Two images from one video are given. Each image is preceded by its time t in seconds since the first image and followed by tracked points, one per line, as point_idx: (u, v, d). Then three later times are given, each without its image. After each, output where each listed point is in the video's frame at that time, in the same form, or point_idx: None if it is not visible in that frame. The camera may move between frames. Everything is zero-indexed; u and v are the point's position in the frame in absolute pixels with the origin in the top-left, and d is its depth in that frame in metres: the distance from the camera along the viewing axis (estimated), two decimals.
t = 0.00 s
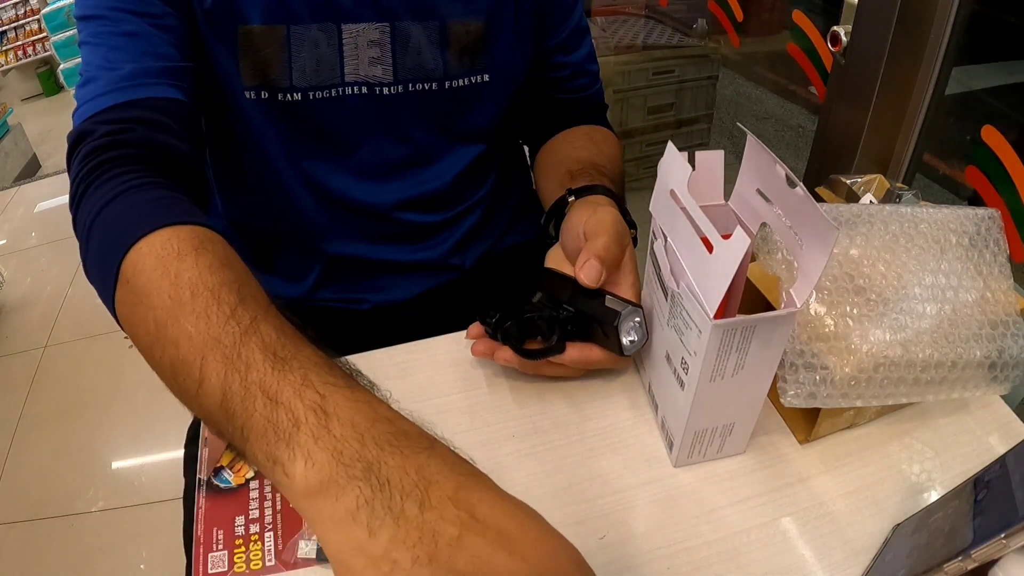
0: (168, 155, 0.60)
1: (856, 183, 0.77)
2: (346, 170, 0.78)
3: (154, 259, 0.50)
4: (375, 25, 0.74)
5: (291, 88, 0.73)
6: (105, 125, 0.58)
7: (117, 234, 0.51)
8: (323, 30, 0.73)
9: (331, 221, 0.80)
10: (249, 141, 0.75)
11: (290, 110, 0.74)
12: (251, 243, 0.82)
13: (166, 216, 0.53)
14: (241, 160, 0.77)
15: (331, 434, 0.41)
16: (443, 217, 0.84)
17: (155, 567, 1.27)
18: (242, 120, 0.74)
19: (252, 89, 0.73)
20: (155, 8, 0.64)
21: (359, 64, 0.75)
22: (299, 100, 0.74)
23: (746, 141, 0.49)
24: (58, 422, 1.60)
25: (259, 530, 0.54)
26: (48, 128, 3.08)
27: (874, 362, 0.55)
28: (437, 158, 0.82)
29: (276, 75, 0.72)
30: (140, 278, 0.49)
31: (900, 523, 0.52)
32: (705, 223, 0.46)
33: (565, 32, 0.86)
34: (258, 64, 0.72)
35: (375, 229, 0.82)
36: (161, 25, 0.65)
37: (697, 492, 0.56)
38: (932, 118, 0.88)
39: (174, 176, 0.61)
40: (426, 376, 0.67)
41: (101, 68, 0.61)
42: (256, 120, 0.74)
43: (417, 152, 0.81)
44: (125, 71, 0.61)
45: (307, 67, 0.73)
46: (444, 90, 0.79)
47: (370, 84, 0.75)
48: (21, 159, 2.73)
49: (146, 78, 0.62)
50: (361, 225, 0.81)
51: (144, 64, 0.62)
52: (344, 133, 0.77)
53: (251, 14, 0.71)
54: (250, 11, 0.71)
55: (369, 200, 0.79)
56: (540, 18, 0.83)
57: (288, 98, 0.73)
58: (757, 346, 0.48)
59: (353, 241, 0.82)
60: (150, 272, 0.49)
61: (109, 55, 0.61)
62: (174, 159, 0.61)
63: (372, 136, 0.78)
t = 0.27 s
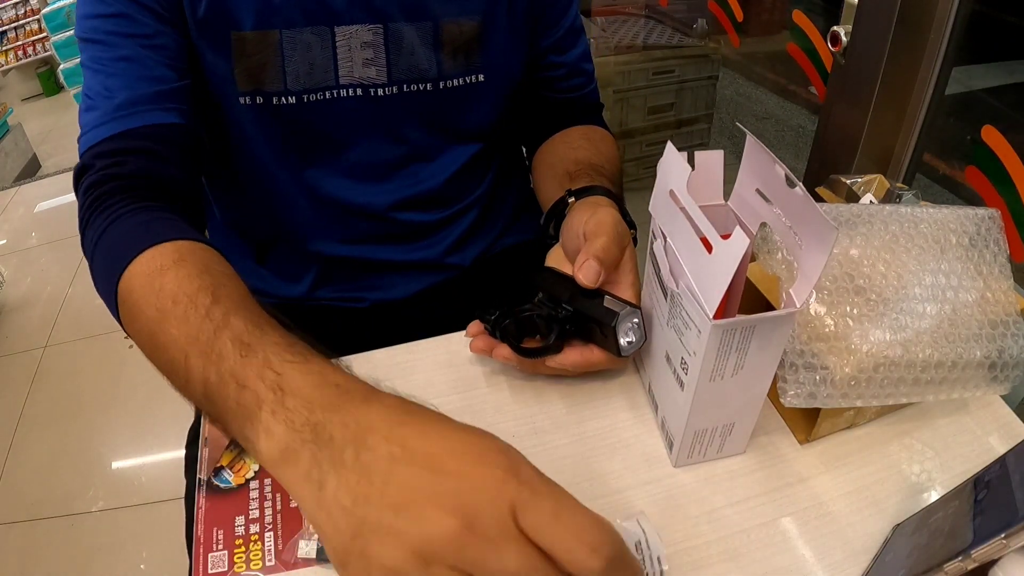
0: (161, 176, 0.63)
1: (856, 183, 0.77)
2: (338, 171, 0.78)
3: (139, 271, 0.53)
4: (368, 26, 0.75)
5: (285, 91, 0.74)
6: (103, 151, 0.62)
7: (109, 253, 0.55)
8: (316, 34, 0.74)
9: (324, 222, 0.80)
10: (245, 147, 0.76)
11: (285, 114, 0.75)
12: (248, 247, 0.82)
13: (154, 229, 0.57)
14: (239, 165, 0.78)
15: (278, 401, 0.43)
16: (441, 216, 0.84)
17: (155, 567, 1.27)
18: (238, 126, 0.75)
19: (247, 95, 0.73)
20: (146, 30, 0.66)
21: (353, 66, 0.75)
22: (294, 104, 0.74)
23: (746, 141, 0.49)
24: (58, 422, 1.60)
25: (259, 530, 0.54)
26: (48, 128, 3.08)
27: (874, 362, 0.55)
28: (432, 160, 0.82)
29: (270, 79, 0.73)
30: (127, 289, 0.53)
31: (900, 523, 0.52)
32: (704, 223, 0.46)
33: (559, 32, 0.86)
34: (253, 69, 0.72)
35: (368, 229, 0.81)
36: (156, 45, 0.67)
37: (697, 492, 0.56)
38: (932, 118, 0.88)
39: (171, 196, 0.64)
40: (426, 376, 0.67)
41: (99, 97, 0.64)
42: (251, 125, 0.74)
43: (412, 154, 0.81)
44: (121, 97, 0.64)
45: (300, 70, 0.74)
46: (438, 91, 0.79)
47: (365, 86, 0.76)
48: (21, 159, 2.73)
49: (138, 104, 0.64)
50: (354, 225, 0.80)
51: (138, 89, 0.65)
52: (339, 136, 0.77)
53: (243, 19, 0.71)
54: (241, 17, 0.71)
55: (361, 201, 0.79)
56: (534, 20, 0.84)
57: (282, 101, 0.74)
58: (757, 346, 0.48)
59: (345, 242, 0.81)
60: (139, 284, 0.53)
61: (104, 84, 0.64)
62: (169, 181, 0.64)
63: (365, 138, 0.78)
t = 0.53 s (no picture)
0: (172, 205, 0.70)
1: (856, 183, 0.77)
2: (335, 173, 0.79)
3: (144, 279, 0.62)
4: (366, 27, 0.75)
5: (283, 94, 0.74)
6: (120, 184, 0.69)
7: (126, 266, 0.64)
8: (313, 36, 0.74)
9: (321, 223, 0.80)
10: (243, 151, 0.76)
11: (283, 117, 0.75)
12: (250, 252, 0.84)
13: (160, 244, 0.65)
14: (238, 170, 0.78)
15: (230, 377, 0.47)
16: (439, 216, 0.83)
17: (155, 567, 1.27)
18: (236, 131, 0.75)
19: (244, 100, 0.73)
20: (148, 57, 0.70)
21: (351, 67, 0.75)
22: (293, 106, 0.74)
23: (746, 141, 0.49)
24: (58, 422, 1.60)
25: (259, 530, 0.54)
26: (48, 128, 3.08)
27: (874, 362, 0.55)
28: (430, 161, 0.82)
29: (268, 82, 0.73)
30: (134, 293, 0.62)
31: (900, 523, 0.52)
32: (705, 222, 0.46)
33: (557, 33, 0.86)
34: (252, 73, 0.72)
35: (366, 231, 0.81)
36: (156, 72, 0.70)
37: (697, 492, 0.56)
38: (932, 117, 0.88)
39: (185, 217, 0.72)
40: (426, 376, 0.67)
41: (113, 131, 0.71)
42: (249, 130, 0.75)
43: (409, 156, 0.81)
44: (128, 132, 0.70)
45: (297, 72, 0.74)
46: (438, 90, 0.79)
47: (364, 87, 0.76)
48: (21, 159, 2.73)
49: (146, 138, 0.70)
50: (349, 227, 0.80)
51: (141, 122, 0.70)
52: (337, 138, 0.77)
53: (237, 24, 0.71)
54: (235, 22, 0.71)
55: (357, 203, 0.79)
56: (534, 20, 0.84)
57: (281, 104, 0.74)
58: (757, 346, 0.48)
59: (341, 242, 0.81)
60: (142, 289, 0.61)
61: (116, 118, 0.70)
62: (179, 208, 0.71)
63: (363, 139, 0.78)
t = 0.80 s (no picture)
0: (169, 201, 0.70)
1: (856, 183, 0.77)
2: (333, 171, 0.79)
3: (133, 271, 0.62)
4: (365, 25, 0.75)
5: (281, 92, 0.74)
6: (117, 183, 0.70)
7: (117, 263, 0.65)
8: (312, 34, 0.74)
9: (320, 222, 0.80)
10: (241, 150, 0.76)
11: (281, 116, 0.75)
12: (250, 250, 0.84)
13: (153, 238, 0.66)
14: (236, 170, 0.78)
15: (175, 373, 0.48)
16: (438, 214, 0.83)
17: (155, 567, 1.27)
18: (234, 130, 0.75)
19: (242, 98, 0.73)
20: (147, 59, 0.70)
21: (350, 66, 0.75)
22: (291, 104, 0.74)
23: (745, 141, 0.49)
24: (58, 422, 1.60)
25: (259, 530, 0.54)
26: (48, 128, 3.08)
27: (874, 362, 0.55)
28: (428, 160, 0.82)
29: (267, 81, 0.73)
30: (122, 286, 0.63)
31: (900, 523, 0.52)
32: (705, 222, 0.46)
33: (559, 34, 0.86)
34: (250, 72, 0.72)
35: (364, 230, 0.81)
36: (156, 73, 0.71)
37: (697, 492, 0.56)
38: (932, 117, 0.88)
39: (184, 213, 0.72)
40: (426, 376, 0.67)
41: (113, 131, 0.71)
42: (248, 130, 0.75)
43: (407, 154, 0.81)
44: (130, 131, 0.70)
45: (296, 71, 0.74)
46: (437, 89, 0.79)
47: (362, 86, 0.76)
48: (20, 159, 2.73)
49: (142, 139, 0.71)
50: (348, 226, 0.80)
51: (140, 122, 0.71)
52: (336, 137, 0.77)
53: (235, 23, 0.71)
54: (233, 22, 0.71)
55: (355, 202, 0.79)
56: (533, 21, 0.84)
57: (279, 103, 0.74)
58: (757, 346, 0.48)
59: (338, 241, 0.81)
60: (128, 282, 0.62)
61: (116, 119, 0.71)
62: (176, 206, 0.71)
63: (361, 138, 0.78)
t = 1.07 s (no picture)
0: (165, 198, 0.70)
1: (856, 183, 0.77)
2: (334, 170, 0.79)
3: (125, 267, 0.62)
4: (367, 25, 0.75)
5: (282, 91, 0.74)
6: (113, 177, 0.70)
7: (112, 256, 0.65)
8: (314, 33, 0.74)
9: (320, 222, 0.80)
10: (241, 148, 0.76)
11: (282, 115, 0.75)
12: (248, 249, 0.84)
13: (149, 235, 0.66)
14: (236, 168, 0.78)
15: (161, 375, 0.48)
16: (437, 213, 0.83)
17: (155, 567, 1.27)
18: (234, 128, 0.75)
19: (244, 96, 0.73)
20: (147, 55, 0.70)
21: (351, 65, 0.75)
22: (292, 103, 0.74)
23: (746, 141, 0.49)
24: (58, 422, 1.60)
25: (259, 530, 0.54)
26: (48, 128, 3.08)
27: (874, 362, 0.55)
28: (428, 160, 0.82)
29: (268, 79, 0.73)
30: (113, 283, 0.63)
31: (900, 523, 0.52)
32: (706, 223, 0.46)
33: (559, 34, 0.86)
34: (251, 70, 0.72)
35: (364, 229, 0.81)
36: (155, 70, 0.70)
37: (697, 492, 0.56)
38: (932, 117, 0.88)
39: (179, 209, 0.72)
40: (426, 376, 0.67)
41: (111, 126, 0.71)
42: (248, 128, 0.75)
43: (408, 153, 0.81)
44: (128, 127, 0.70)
45: (297, 69, 0.74)
46: (438, 89, 0.79)
47: (363, 85, 0.76)
48: (20, 160, 2.73)
49: (140, 134, 0.70)
50: (348, 225, 0.80)
51: (139, 118, 0.70)
52: (336, 136, 0.77)
53: (238, 21, 0.71)
54: (236, 20, 0.71)
55: (354, 201, 0.79)
56: (534, 21, 0.84)
57: (280, 101, 0.74)
58: (757, 346, 0.48)
59: (337, 241, 0.81)
60: (120, 279, 0.62)
61: (114, 114, 0.70)
62: (173, 203, 0.71)
63: (362, 136, 0.78)
